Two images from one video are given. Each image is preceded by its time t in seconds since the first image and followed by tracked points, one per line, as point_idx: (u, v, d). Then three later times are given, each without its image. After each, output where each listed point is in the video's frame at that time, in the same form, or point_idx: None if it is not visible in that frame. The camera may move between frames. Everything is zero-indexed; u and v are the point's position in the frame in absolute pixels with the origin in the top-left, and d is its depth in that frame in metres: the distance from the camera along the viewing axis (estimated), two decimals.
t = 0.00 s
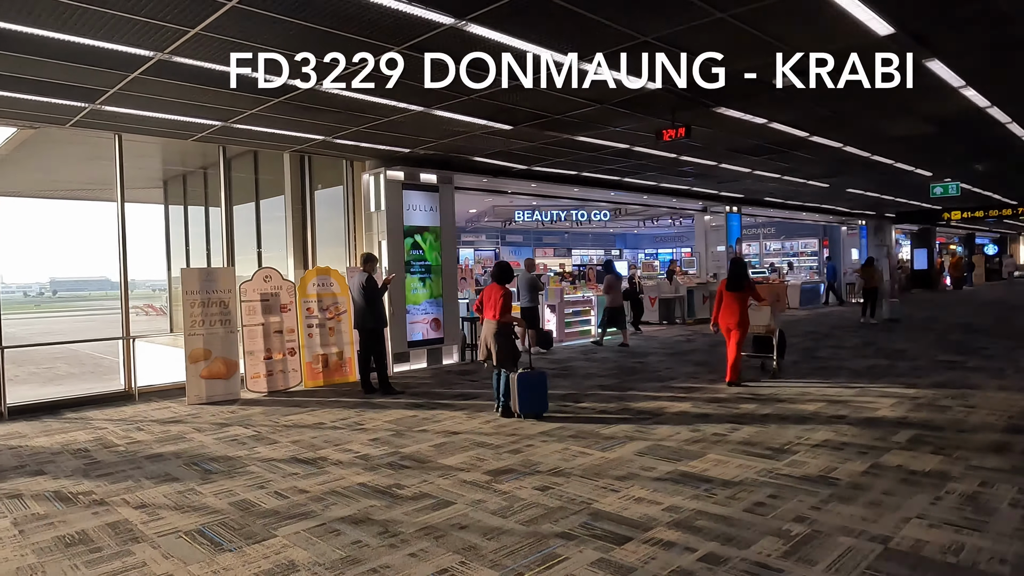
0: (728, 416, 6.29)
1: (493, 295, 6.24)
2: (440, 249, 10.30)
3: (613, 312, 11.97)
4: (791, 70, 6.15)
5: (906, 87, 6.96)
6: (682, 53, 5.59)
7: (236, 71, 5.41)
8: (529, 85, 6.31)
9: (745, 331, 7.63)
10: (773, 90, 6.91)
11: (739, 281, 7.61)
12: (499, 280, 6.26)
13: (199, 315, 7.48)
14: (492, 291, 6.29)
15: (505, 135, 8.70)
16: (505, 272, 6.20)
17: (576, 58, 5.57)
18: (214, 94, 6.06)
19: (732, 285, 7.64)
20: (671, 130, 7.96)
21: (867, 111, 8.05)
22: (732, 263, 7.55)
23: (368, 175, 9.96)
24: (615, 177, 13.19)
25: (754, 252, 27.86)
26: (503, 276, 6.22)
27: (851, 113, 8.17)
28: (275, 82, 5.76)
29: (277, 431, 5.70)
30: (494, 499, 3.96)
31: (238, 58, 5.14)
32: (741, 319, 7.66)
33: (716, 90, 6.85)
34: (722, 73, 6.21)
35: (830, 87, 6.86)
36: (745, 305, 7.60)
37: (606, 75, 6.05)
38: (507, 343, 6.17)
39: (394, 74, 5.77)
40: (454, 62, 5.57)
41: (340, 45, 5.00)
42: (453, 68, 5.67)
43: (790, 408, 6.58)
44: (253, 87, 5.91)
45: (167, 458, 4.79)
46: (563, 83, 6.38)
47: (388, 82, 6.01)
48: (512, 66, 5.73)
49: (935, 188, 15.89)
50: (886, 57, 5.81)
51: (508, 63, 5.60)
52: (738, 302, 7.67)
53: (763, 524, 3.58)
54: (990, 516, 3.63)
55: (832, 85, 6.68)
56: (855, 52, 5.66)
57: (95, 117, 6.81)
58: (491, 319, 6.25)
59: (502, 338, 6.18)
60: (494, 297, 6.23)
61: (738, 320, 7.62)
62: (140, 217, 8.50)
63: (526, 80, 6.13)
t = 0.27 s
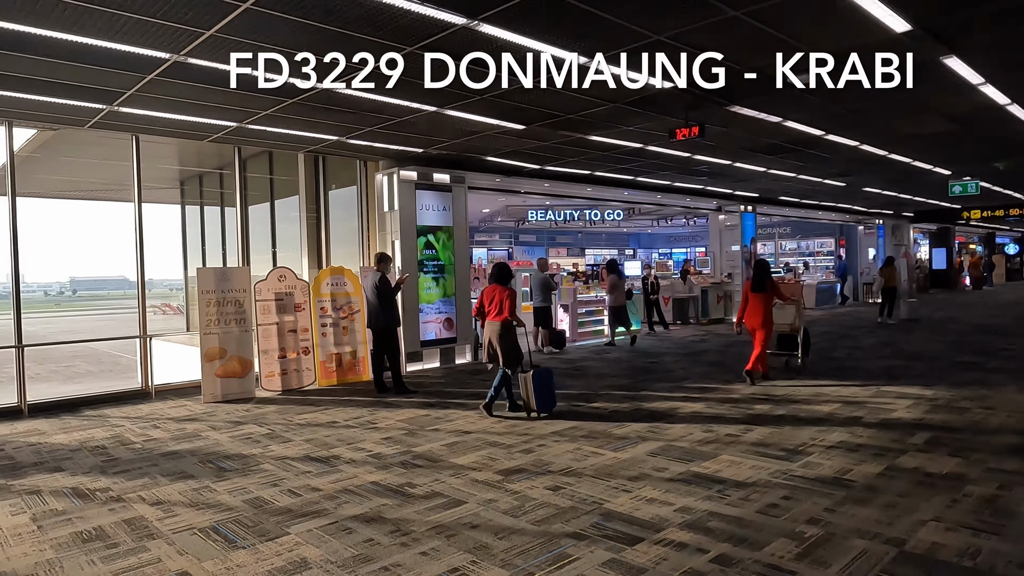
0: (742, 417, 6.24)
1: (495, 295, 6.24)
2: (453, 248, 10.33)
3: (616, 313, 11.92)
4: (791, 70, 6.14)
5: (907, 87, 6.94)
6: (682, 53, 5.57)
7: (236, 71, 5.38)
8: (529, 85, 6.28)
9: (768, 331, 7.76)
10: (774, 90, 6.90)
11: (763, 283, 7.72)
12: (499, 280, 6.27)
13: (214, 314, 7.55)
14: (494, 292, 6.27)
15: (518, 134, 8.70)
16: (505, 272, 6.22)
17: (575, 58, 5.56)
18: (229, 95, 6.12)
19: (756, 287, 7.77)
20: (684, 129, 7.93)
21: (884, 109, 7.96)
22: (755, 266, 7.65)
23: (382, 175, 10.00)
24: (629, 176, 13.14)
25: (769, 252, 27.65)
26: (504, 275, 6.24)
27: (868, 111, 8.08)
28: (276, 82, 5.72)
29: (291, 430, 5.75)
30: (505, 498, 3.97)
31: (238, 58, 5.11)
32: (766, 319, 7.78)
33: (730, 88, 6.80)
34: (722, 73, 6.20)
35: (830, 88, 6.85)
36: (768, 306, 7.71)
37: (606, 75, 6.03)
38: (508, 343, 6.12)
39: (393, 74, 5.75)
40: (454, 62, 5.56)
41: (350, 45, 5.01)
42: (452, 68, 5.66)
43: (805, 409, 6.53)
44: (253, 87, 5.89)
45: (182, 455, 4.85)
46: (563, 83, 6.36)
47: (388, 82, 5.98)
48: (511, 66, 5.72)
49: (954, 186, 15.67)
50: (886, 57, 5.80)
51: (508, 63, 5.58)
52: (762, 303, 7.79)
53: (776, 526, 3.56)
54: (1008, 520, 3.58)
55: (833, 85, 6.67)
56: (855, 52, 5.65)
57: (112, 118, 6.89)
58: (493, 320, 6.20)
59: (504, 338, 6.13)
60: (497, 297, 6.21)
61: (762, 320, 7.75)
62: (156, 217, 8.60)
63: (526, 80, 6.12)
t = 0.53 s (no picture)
0: (755, 418, 6.20)
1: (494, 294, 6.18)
2: (465, 248, 10.35)
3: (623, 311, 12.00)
4: (790, 70, 6.15)
5: (906, 87, 6.96)
6: (682, 53, 5.58)
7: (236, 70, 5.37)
8: (529, 85, 6.29)
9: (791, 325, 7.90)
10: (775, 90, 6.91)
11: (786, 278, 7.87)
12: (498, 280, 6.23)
13: (229, 314, 7.63)
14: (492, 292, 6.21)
15: (530, 134, 8.69)
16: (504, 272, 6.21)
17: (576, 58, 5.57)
18: (241, 96, 6.16)
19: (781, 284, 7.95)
20: (697, 128, 7.88)
21: (901, 106, 7.86)
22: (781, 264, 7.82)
23: (394, 175, 10.04)
24: (642, 175, 13.09)
25: (784, 251, 27.43)
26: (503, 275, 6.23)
27: (884, 108, 7.98)
28: (276, 81, 5.69)
29: (304, 428, 5.79)
30: (516, 498, 3.96)
31: (238, 58, 5.10)
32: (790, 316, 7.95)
33: (743, 87, 6.75)
34: (722, 73, 6.21)
35: (829, 88, 6.86)
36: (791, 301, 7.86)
37: (607, 75, 6.03)
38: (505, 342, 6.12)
39: (394, 74, 5.76)
40: (454, 62, 5.56)
41: (357, 45, 5.03)
42: (452, 67, 5.65)
43: (820, 410, 6.46)
44: (253, 87, 5.89)
45: (196, 453, 4.90)
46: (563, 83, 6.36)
47: (387, 82, 5.99)
48: (511, 66, 5.72)
49: (973, 184, 15.46)
50: (886, 57, 5.84)
51: (508, 63, 5.59)
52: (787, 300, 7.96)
53: (789, 528, 3.52)
54: None
55: (832, 85, 6.68)
56: (855, 52, 5.67)
57: (129, 120, 6.98)
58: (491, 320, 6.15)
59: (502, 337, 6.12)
60: (497, 297, 6.16)
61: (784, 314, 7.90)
62: (173, 218, 8.71)
63: (526, 80, 6.13)
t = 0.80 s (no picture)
0: (768, 419, 6.14)
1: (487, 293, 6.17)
2: (477, 247, 10.36)
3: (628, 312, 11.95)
4: (791, 70, 6.15)
5: (906, 87, 6.96)
6: (682, 54, 5.58)
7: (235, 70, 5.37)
8: (529, 85, 6.30)
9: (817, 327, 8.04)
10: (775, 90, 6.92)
11: (813, 281, 8.00)
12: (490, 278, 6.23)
13: (242, 313, 7.70)
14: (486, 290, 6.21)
15: (541, 133, 8.68)
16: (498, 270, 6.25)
17: (575, 59, 5.57)
18: (252, 97, 6.21)
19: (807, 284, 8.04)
20: (709, 127, 7.83)
21: (918, 103, 7.75)
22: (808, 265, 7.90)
23: (406, 174, 10.07)
24: (654, 174, 13.03)
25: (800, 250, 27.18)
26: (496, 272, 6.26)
27: (900, 106, 7.87)
28: (276, 80, 5.70)
29: (315, 427, 5.83)
30: (524, 498, 3.96)
31: (238, 58, 5.11)
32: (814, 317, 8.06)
33: (755, 85, 6.70)
34: (722, 72, 6.21)
35: (829, 88, 6.86)
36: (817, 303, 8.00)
37: (607, 75, 6.03)
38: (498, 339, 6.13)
39: (394, 74, 5.77)
40: (454, 62, 5.57)
41: (363, 45, 5.05)
42: (452, 67, 5.65)
43: (833, 411, 6.40)
44: (253, 87, 5.89)
45: (209, 451, 4.95)
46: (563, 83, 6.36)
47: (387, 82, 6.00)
48: (511, 66, 5.73)
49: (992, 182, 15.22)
50: (886, 57, 5.84)
51: (508, 63, 5.60)
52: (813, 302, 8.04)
53: (799, 530, 3.49)
54: None
55: (832, 85, 6.67)
56: (855, 51, 5.67)
57: (144, 121, 7.07)
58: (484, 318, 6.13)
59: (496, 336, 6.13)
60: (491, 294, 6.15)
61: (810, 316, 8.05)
62: (188, 218, 8.81)
63: (526, 80, 6.14)
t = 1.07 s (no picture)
0: (780, 419, 6.10)
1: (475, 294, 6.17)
2: (489, 247, 10.37)
3: (633, 312, 11.90)
4: (790, 70, 6.15)
5: (906, 87, 6.97)
6: (682, 53, 5.58)
7: (235, 70, 5.39)
8: (529, 85, 6.31)
9: (845, 322, 8.32)
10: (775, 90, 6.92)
11: (841, 276, 8.36)
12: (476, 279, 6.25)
13: (255, 312, 7.77)
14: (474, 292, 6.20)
15: (552, 133, 8.67)
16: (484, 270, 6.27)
17: (575, 59, 5.57)
18: (263, 97, 6.26)
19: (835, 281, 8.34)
20: (722, 125, 7.78)
21: (935, 101, 7.65)
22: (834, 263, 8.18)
23: (418, 174, 10.10)
24: (667, 174, 12.97)
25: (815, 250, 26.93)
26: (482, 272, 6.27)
27: (916, 103, 7.77)
28: (276, 79, 5.69)
29: (326, 425, 5.87)
30: (533, 497, 3.97)
31: (239, 58, 5.12)
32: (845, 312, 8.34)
33: (768, 83, 6.65)
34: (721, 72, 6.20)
35: (830, 87, 6.86)
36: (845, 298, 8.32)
37: (607, 75, 6.02)
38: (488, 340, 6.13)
39: (394, 74, 5.79)
40: (455, 62, 5.58)
41: (368, 45, 5.07)
42: (452, 67, 5.66)
43: (847, 412, 6.34)
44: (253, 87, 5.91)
45: (221, 448, 5.00)
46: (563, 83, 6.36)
47: (388, 81, 6.01)
48: (511, 66, 5.74)
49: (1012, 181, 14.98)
50: (886, 57, 5.82)
51: (508, 63, 5.61)
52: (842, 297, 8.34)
53: (810, 531, 3.47)
54: None
55: (832, 85, 6.66)
56: (854, 51, 5.66)
57: (160, 122, 7.15)
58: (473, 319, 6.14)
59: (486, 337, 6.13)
60: (478, 295, 6.16)
61: (839, 311, 8.34)
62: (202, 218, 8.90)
63: (526, 80, 6.14)
